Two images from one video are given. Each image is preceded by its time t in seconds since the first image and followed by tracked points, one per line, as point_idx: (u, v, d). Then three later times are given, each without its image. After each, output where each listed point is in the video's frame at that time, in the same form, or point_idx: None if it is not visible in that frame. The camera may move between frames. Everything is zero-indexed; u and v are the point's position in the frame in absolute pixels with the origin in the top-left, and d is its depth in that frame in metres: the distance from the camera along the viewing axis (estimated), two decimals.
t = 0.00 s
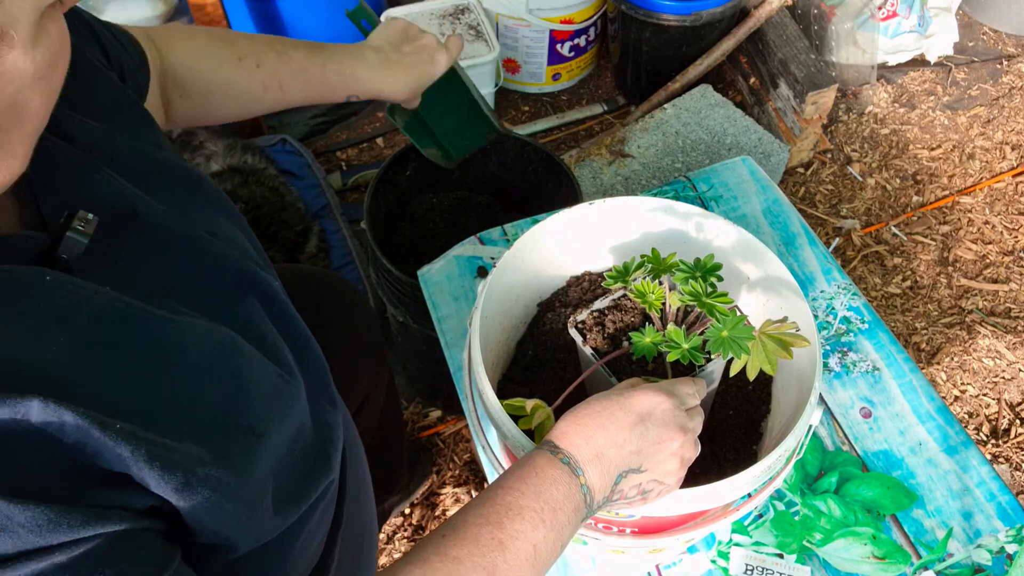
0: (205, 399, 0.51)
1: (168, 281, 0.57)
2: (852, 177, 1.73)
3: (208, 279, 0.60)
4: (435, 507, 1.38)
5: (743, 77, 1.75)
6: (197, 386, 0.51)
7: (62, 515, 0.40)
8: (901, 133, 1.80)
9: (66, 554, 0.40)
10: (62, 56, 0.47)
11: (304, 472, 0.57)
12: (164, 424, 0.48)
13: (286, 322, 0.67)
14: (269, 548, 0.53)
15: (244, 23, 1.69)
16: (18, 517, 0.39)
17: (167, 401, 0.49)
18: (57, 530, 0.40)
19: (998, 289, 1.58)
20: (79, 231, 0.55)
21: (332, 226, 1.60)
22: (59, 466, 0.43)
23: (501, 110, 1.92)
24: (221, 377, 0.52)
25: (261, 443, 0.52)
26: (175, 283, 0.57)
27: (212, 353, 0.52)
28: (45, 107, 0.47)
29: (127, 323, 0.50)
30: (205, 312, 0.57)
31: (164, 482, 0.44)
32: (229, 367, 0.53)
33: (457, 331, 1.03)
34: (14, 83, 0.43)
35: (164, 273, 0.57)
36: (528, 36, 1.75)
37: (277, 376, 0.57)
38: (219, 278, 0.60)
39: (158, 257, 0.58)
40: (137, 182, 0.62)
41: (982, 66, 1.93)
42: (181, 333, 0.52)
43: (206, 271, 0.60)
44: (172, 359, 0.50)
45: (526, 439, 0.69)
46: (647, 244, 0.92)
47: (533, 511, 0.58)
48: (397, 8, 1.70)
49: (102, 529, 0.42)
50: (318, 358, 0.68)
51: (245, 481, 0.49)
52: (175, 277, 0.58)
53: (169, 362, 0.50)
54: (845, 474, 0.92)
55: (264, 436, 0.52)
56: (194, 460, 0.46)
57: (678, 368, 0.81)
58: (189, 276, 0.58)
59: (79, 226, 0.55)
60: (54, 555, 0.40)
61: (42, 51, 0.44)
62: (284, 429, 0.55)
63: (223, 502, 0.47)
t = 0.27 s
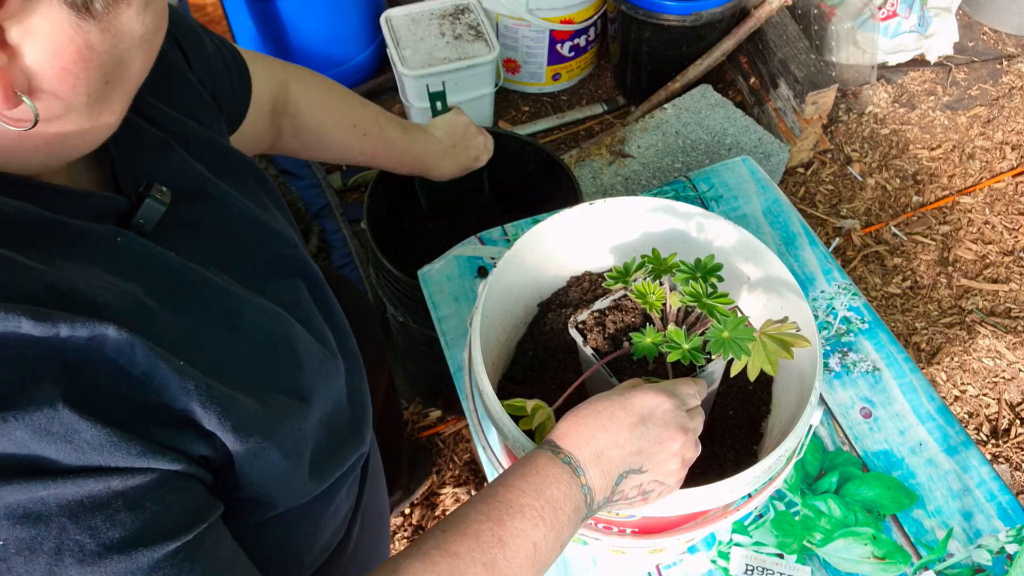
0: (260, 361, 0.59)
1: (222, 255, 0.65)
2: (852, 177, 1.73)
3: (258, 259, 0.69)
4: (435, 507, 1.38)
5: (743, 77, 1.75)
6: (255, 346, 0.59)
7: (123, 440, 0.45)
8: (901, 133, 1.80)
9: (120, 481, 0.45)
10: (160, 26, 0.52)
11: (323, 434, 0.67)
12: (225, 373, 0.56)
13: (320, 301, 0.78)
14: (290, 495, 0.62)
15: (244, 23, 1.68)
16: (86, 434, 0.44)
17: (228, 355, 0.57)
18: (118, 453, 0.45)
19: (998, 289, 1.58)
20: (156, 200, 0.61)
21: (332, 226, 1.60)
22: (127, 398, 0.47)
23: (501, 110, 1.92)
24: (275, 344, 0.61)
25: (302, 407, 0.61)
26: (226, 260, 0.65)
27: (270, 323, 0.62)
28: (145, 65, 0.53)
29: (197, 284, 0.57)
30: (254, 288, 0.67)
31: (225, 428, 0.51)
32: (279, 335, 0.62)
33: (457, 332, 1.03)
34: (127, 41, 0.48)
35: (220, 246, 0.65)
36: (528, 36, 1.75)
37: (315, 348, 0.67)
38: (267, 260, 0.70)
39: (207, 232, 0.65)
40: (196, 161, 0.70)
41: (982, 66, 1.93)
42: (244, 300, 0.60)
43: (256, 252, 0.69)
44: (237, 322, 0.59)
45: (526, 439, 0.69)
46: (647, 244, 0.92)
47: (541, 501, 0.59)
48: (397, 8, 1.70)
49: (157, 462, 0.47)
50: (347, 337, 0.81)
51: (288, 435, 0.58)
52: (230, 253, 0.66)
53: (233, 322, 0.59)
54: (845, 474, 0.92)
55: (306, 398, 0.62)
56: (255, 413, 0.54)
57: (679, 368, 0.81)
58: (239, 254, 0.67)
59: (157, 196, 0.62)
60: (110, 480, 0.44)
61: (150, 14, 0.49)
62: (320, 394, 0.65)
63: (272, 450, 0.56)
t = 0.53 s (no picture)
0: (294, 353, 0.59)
1: (256, 249, 0.65)
2: (852, 177, 1.73)
3: (291, 255, 0.69)
4: (435, 507, 1.38)
5: (743, 77, 1.75)
6: (290, 337, 0.59)
7: (167, 407, 0.44)
8: (901, 133, 1.80)
9: (161, 446, 0.44)
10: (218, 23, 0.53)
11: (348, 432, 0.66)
12: (260, 359, 0.55)
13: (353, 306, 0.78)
14: (312, 490, 0.61)
15: (244, 24, 1.66)
16: (132, 396, 0.43)
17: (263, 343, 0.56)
18: (162, 417, 0.44)
19: (998, 289, 1.58)
20: (208, 199, 0.60)
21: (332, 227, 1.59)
22: (170, 368, 0.47)
23: (500, 110, 1.92)
24: (309, 338, 0.61)
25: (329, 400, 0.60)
26: (261, 254, 0.66)
27: (305, 316, 0.62)
28: (205, 57, 0.54)
29: (236, 275, 0.58)
30: (289, 283, 0.67)
31: (258, 411, 0.50)
32: (313, 328, 0.62)
33: (457, 332, 1.03)
34: (187, 35, 0.50)
35: (254, 239, 0.66)
36: (528, 36, 1.75)
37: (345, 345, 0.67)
38: (301, 257, 0.70)
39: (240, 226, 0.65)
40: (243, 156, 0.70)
41: (982, 66, 1.93)
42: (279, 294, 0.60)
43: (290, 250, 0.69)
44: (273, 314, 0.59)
45: (527, 440, 0.69)
46: (648, 244, 0.91)
47: (550, 495, 0.59)
48: (397, 7, 1.70)
49: (196, 431, 0.46)
50: (375, 339, 0.81)
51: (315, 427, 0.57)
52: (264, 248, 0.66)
53: (269, 313, 0.59)
54: (846, 474, 0.92)
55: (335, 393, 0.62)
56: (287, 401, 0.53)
57: (679, 369, 0.81)
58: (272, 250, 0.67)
59: (210, 194, 0.61)
60: (152, 443, 0.43)
61: (211, 11, 0.50)
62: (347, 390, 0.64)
63: (299, 438, 0.55)
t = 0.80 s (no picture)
0: (295, 386, 0.59)
1: (255, 278, 0.65)
2: (852, 177, 1.73)
3: (290, 279, 0.69)
4: (435, 508, 1.38)
5: (743, 77, 1.75)
6: (292, 367, 0.59)
7: (169, 464, 0.45)
8: (901, 133, 1.80)
9: (166, 503, 0.45)
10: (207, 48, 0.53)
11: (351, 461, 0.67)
12: (261, 396, 0.55)
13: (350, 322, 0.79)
14: (318, 518, 0.62)
15: (243, 23, 1.67)
16: (135, 457, 0.43)
17: (266, 377, 0.56)
18: (166, 475, 0.45)
19: (998, 289, 1.58)
20: (199, 225, 0.62)
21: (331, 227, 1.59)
22: (169, 418, 0.47)
23: (500, 110, 1.92)
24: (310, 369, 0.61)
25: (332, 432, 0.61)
26: (260, 283, 0.66)
27: (305, 346, 0.61)
28: (195, 79, 0.54)
29: (236, 307, 0.58)
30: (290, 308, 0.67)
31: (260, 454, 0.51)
32: (314, 358, 0.62)
33: (457, 332, 1.03)
34: (177, 57, 0.50)
35: (252, 268, 0.66)
36: (528, 36, 1.75)
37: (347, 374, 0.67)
38: (300, 281, 0.70)
39: (235, 254, 0.65)
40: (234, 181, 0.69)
41: (983, 66, 1.93)
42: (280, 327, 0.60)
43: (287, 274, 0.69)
44: (273, 345, 0.59)
45: (528, 440, 0.69)
46: (648, 244, 0.91)
47: (555, 512, 0.59)
48: (396, 8, 1.70)
49: (201, 484, 0.47)
50: (375, 359, 0.81)
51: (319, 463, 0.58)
52: (263, 277, 0.67)
53: (270, 343, 0.59)
54: (846, 474, 0.91)
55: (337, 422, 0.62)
56: (289, 440, 0.54)
57: (680, 369, 0.81)
58: (271, 277, 0.67)
59: (200, 219, 0.62)
60: (157, 502, 0.44)
61: (200, 31, 0.51)
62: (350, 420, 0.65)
63: (302, 476, 0.55)
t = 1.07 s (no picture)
0: (285, 392, 0.59)
1: (244, 286, 0.65)
2: (852, 177, 1.73)
3: (278, 287, 0.69)
4: (435, 508, 1.38)
5: (743, 76, 1.74)
6: (281, 374, 0.59)
7: (155, 477, 0.44)
8: (902, 133, 1.79)
9: (152, 517, 0.44)
10: (183, 52, 0.53)
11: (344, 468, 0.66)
12: (250, 404, 0.55)
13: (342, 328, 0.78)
14: (312, 529, 0.61)
15: (243, 22, 1.66)
16: (119, 471, 0.43)
17: (255, 384, 0.56)
18: (151, 488, 0.44)
19: (999, 289, 1.57)
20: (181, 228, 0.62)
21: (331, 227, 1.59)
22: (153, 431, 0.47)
23: (501, 109, 1.92)
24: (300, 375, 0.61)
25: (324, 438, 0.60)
26: (249, 290, 0.66)
27: (295, 352, 0.61)
28: (174, 81, 0.54)
29: (224, 314, 0.57)
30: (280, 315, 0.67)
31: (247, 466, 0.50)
32: (304, 364, 0.61)
33: (457, 332, 1.03)
34: (150, 58, 0.49)
35: (242, 276, 0.66)
36: (528, 35, 1.74)
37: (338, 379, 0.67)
38: (288, 288, 0.70)
39: (224, 262, 0.65)
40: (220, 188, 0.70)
41: (984, 65, 1.92)
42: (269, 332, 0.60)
43: (276, 281, 0.69)
44: (262, 351, 0.58)
45: (527, 440, 0.69)
46: (648, 243, 0.91)
47: (554, 517, 0.59)
48: (396, 7, 1.70)
49: (187, 497, 0.46)
50: (367, 365, 0.81)
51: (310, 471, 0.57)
52: (253, 284, 0.66)
53: (259, 349, 0.58)
54: (846, 475, 0.91)
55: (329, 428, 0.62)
56: (279, 448, 0.53)
57: (679, 368, 0.81)
58: (260, 284, 0.67)
59: (181, 222, 0.62)
60: (142, 516, 0.44)
61: (173, 30, 0.50)
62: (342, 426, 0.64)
63: (293, 484, 0.55)
